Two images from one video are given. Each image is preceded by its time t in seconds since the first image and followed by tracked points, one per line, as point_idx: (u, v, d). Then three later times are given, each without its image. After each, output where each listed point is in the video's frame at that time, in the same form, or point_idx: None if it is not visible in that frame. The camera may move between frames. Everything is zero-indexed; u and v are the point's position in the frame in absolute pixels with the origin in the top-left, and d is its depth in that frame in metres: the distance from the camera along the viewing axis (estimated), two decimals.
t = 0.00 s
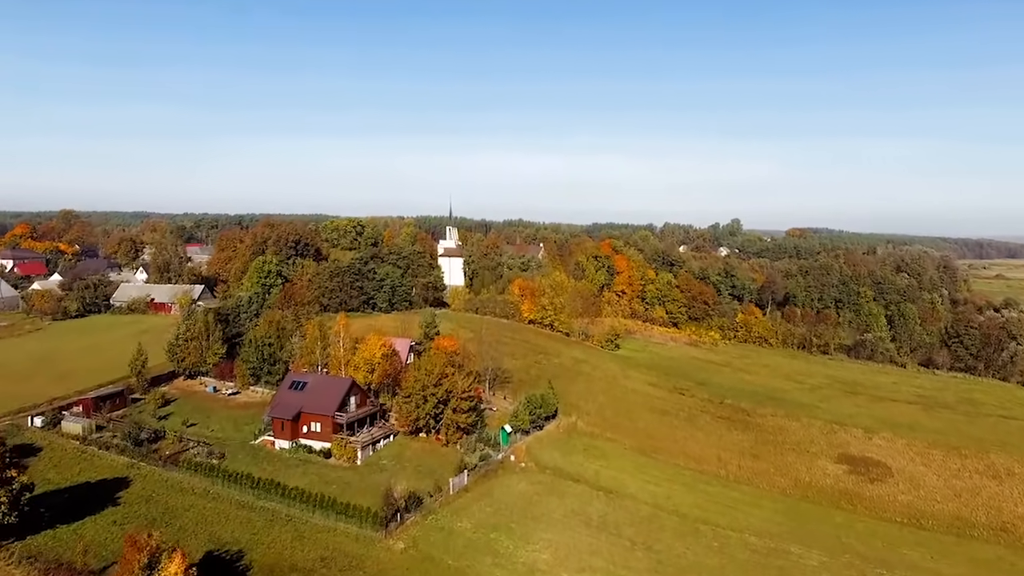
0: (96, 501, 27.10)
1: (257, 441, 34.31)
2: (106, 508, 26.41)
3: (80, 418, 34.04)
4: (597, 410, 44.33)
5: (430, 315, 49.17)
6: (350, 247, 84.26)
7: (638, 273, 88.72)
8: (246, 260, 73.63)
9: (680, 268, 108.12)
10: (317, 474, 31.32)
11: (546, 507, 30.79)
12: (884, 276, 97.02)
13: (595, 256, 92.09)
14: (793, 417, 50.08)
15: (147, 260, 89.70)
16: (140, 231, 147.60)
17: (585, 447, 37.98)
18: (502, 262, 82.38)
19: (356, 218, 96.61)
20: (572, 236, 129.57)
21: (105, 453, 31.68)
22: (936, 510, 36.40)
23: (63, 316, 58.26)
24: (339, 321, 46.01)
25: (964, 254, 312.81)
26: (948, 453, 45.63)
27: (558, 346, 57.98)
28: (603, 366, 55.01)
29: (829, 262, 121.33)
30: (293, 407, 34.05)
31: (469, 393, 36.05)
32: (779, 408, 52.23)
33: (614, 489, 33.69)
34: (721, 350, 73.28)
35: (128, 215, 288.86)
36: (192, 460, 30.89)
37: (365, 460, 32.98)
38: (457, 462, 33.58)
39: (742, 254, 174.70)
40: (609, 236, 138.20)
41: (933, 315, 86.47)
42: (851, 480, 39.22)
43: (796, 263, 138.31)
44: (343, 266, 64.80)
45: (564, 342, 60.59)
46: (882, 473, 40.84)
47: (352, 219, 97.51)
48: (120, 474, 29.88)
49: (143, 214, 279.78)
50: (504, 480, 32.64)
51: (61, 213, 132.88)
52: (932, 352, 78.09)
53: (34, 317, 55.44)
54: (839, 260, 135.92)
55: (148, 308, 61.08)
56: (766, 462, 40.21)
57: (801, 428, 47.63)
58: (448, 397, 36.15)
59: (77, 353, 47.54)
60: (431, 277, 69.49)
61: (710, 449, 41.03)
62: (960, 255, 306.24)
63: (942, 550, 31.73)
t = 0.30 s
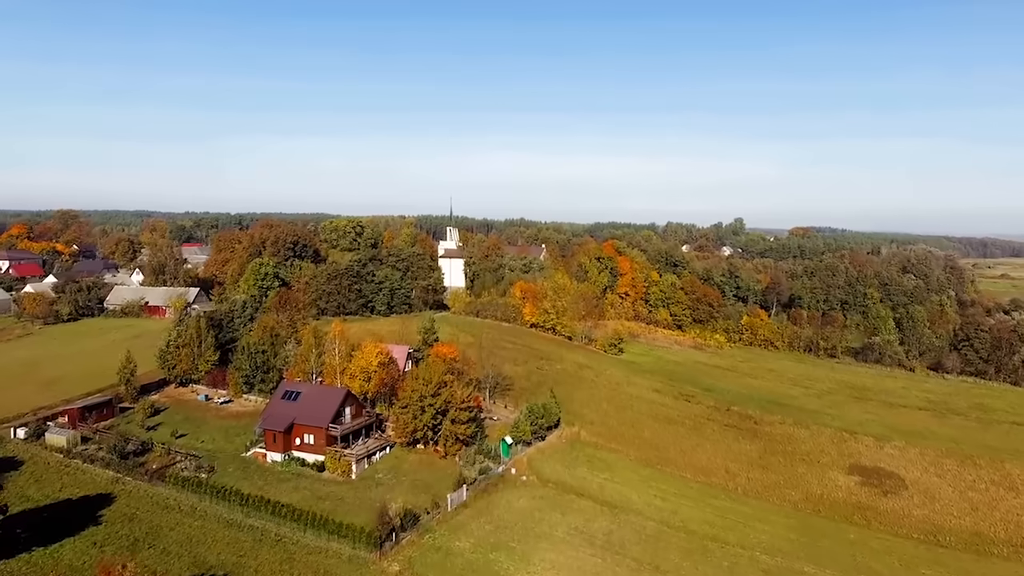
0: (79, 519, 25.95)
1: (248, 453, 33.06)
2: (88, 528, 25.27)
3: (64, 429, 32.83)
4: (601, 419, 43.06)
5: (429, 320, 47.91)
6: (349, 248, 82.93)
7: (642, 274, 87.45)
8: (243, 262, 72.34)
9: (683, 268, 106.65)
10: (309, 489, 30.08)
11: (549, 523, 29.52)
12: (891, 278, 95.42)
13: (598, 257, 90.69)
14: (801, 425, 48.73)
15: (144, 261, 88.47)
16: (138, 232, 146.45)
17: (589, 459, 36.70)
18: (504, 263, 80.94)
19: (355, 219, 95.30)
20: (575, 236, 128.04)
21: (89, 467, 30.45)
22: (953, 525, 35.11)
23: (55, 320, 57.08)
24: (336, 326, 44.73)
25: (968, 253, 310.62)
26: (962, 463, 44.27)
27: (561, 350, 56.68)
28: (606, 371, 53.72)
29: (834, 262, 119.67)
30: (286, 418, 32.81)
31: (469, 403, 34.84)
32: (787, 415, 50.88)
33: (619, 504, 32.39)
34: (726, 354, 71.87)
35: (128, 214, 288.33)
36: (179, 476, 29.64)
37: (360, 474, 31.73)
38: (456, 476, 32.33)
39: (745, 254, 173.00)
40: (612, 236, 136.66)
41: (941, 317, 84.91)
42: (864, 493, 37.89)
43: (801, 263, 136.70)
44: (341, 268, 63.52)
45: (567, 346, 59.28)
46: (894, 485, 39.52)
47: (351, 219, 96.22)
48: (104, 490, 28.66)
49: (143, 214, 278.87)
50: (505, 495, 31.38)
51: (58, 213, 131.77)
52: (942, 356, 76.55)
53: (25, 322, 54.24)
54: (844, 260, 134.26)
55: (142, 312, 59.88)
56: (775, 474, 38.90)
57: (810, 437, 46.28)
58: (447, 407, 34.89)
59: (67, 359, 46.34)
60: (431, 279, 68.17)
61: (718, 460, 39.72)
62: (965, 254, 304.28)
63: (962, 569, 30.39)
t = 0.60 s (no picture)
0: (54, 544, 24.54)
1: (237, 469, 31.62)
2: (61, 555, 23.85)
3: (45, 444, 31.42)
4: (606, 430, 41.55)
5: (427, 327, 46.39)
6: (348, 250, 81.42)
7: (645, 276, 85.89)
8: (239, 264, 70.82)
9: (687, 269, 104.95)
10: (300, 508, 28.62)
11: (551, 545, 27.98)
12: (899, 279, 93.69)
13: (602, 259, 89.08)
14: (812, 435, 47.17)
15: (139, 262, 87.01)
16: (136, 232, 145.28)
17: (593, 474, 35.16)
18: (505, 263, 79.05)
19: (354, 219, 93.74)
20: (577, 236, 126.41)
21: (68, 485, 29.01)
22: (974, 544, 33.49)
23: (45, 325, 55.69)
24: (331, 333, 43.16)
25: (972, 253, 308.51)
26: (980, 475, 42.65)
27: (563, 356, 55.16)
28: (610, 378, 52.18)
29: (841, 263, 117.95)
30: (276, 433, 31.36)
31: (468, 416, 33.35)
32: (797, 424, 49.26)
33: (625, 522, 30.85)
34: (732, 358, 70.23)
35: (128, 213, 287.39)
36: (162, 495, 28.14)
37: (354, 491, 30.28)
38: (454, 494, 30.82)
39: (749, 254, 171.38)
40: (615, 237, 135.08)
41: (951, 320, 83.17)
42: (880, 509, 36.31)
43: (807, 264, 135.01)
44: (338, 271, 61.97)
45: (569, 351, 57.73)
46: (911, 500, 37.91)
47: (350, 219, 94.63)
48: (83, 510, 27.21)
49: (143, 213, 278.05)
50: (505, 514, 29.87)
51: (56, 214, 130.72)
52: (952, 361, 74.87)
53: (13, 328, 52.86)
54: (851, 261, 132.49)
55: (135, 316, 58.49)
56: (787, 488, 37.34)
57: (822, 448, 44.71)
58: (445, 421, 33.40)
59: (54, 367, 44.91)
60: (431, 282, 66.55)
61: (727, 474, 38.15)
62: (969, 254, 302.34)
63: None
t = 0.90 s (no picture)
0: (31, 567, 23.34)
1: (227, 484, 30.36)
2: None
3: (27, 458, 30.22)
4: (610, 441, 40.22)
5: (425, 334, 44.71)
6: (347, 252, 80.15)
7: (650, 278, 84.50)
8: (236, 266, 69.60)
9: (692, 270, 103.44)
10: (292, 526, 27.32)
11: (554, 566, 26.63)
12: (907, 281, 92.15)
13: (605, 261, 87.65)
14: (822, 444, 45.75)
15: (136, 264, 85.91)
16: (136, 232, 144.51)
17: (597, 488, 33.81)
18: (505, 265, 76.44)
19: (354, 219, 92.46)
20: (580, 237, 125.10)
21: (50, 502, 27.74)
22: (995, 562, 32.06)
23: (36, 329, 54.58)
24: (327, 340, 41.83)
25: (977, 252, 306.54)
26: (998, 487, 41.21)
27: (566, 362, 53.83)
28: (615, 385, 50.77)
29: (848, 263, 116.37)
30: (267, 447, 30.11)
31: (468, 429, 32.05)
32: (807, 433, 47.84)
33: (632, 540, 29.46)
34: (738, 363, 68.79)
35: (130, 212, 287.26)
36: (147, 513, 26.84)
37: (348, 508, 29.01)
38: (453, 511, 29.53)
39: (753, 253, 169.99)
40: (618, 237, 133.73)
41: (961, 323, 81.70)
42: (895, 524, 34.91)
43: (812, 264, 133.53)
44: (336, 274, 60.68)
45: (572, 357, 56.42)
46: (927, 514, 36.48)
47: (350, 219, 93.32)
48: (63, 530, 25.94)
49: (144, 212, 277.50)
50: (506, 532, 28.54)
51: (54, 214, 129.90)
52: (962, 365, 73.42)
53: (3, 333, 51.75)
54: (857, 262, 130.89)
55: (128, 320, 57.33)
56: (799, 502, 35.96)
57: (833, 458, 43.30)
58: (443, 434, 32.12)
59: (43, 374, 43.75)
60: (431, 285, 65.28)
61: (736, 488, 36.78)
62: (974, 254, 300.46)
63: None
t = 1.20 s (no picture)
0: None
1: (213, 504, 28.87)
2: None
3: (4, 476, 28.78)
4: (615, 454, 38.66)
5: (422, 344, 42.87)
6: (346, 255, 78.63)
7: (654, 281, 82.86)
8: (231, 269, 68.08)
9: (697, 272, 101.77)
10: (280, 551, 25.81)
11: None
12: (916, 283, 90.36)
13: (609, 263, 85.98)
14: (835, 456, 44.11)
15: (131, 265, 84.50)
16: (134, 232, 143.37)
17: (602, 507, 32.23)
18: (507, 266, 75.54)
19: (353, 220, 90.93)
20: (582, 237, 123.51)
21: (25, 526, 26.22)
22: None
23: (25, 335, 53.18)
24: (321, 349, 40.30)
25: (983, 252, 304.41)
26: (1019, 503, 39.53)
27: (569, 369, 52.22)
28: (619, 393, 49.19)
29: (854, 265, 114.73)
30: (256, 465, 28.65)
31: (467, 446, 30.55)
32: (818, 444, 46.20)
33: (639, 563, 27.82)
34: (745, 368, 67.14)
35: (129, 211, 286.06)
36: (127, 537, 25.32)
37: (340, 530, 27.51)
38: (451, 533, 28.01)
39: (757, 254, 168.40)
40: (621, 237, 132.04)
41: (972, 327, 79.96)
42: (915, 544, 33.28)
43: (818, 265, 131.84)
44: (333, 277, 59.15)
45: (576, 363, 54.84)
46: (948, 533, 34.86)
47: (349, 220, 91.78)
48: (37, 556, 24.40)
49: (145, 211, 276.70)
50: (507, 557, 26.96)
51: (52, 214, 128.73)
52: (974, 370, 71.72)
53: None
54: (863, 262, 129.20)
55: (120, 325, 55.90)
56: (813, 520, 34.33)
57: (847, 471, 41.66)
58: (441, 450, 30.64)
59: (29, 383, 42.30)
60: (431, 289, 63.74)
61: (748, 505, 35.17)
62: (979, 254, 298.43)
63: None
